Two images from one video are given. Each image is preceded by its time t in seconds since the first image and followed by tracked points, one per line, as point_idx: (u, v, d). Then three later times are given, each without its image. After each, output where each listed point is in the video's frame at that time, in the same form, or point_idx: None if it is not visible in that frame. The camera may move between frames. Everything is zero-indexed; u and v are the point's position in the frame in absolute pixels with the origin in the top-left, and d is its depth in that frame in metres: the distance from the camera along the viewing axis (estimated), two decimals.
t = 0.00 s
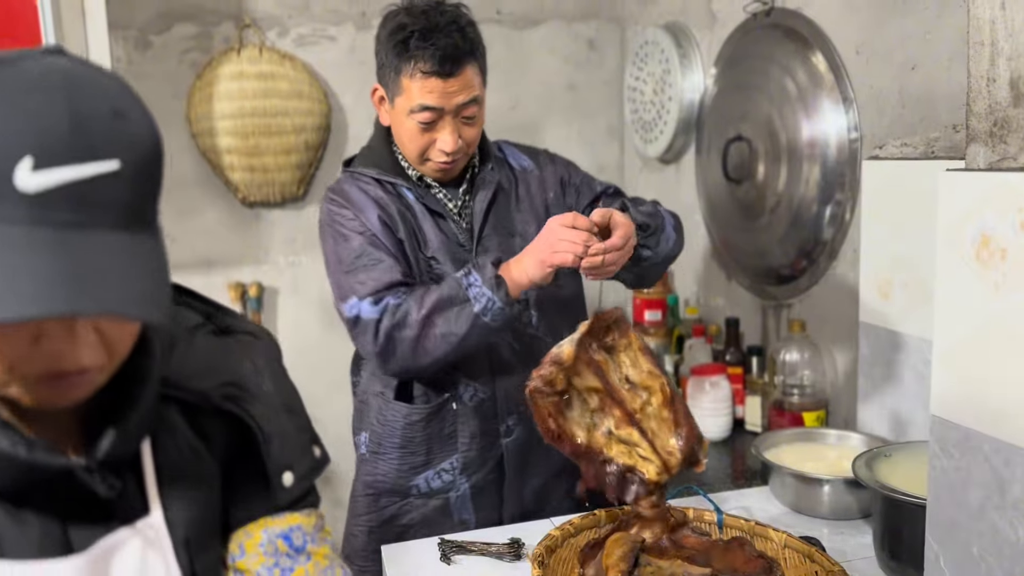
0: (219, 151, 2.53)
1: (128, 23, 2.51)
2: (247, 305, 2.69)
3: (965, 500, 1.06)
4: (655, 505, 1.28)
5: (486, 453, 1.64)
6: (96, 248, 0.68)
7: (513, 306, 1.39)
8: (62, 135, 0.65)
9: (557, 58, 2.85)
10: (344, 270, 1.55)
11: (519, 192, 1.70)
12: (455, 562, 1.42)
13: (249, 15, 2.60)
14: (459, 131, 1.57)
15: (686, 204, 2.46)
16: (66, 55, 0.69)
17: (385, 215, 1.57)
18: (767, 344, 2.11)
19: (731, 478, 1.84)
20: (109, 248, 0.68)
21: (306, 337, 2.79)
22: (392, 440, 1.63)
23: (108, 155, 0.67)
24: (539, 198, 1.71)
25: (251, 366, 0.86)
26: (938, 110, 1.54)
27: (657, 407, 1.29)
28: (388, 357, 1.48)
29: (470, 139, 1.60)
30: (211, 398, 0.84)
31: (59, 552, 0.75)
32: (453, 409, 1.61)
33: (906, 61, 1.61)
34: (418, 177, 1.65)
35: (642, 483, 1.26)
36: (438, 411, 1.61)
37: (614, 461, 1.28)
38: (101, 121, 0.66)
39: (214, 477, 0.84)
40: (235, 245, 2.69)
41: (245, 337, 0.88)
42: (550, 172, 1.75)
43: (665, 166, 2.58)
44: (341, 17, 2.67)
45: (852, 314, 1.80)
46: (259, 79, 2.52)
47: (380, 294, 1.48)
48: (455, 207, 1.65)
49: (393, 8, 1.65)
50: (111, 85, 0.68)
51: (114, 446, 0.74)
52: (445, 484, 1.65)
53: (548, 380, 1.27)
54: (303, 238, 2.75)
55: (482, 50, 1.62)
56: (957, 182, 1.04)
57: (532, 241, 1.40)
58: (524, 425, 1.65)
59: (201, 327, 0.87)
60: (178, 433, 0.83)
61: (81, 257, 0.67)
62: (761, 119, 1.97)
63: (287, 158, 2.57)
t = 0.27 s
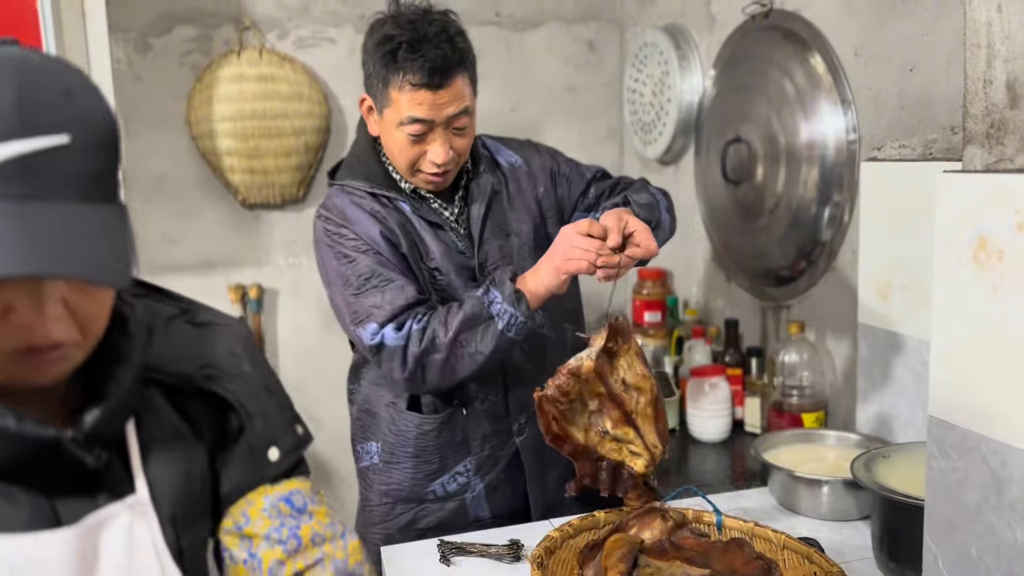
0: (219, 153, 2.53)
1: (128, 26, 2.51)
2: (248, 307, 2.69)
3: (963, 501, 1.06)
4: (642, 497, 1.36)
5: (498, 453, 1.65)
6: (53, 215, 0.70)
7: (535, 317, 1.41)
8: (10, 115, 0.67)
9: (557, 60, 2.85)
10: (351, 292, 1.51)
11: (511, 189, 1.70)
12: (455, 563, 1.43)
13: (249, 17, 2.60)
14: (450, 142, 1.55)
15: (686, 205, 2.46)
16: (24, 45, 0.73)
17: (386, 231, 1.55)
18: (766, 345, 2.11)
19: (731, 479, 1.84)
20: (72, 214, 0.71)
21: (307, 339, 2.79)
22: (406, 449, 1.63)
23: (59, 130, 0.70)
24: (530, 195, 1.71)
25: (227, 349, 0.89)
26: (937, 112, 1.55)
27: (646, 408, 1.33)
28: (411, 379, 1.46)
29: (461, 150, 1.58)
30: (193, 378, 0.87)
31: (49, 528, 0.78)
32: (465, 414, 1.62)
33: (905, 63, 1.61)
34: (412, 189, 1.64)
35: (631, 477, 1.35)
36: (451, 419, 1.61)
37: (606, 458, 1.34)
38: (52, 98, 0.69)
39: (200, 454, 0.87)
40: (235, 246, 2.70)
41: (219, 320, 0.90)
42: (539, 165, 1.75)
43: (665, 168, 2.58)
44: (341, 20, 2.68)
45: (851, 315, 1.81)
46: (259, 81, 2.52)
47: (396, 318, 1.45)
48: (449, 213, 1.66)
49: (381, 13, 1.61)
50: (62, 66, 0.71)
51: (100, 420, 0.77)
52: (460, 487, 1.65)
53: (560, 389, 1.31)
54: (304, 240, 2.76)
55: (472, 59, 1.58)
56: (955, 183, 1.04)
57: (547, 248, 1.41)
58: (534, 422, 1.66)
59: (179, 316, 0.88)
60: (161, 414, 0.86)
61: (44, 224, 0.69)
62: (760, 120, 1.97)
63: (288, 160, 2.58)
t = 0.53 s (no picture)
0: (218, 154, 2.53)
1: (128, 28, 2.51)
2: (247, 309, 2.70)
3: (960, 501, 1.06)
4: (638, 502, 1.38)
5: (500, 457, 1.66)
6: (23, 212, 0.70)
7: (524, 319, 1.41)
8: None
9: (557, 62, 2.86)
10: (350, 305, 1.50)
11: (514, 193, 1.71)
12: (454, 564, 1.43)
13: (249, 19, 2.61)
14: (463, 149, 1.54)
15: (685, 207, 2.46)
16: None
17: (388, 238, 1.54)
18: (764, 346, 2.12)
19: (730, 480, 1.84)
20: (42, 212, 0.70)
21: (306, 340, 2.80)
22: (408, 456, 1.62)
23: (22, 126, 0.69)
24: (535, 198, 1.72)
25: (201, 338, 0.87)
26: (934, 113, 1.55)
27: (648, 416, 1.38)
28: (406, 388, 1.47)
29: (473, 157, 1.57)
30: (172, 367, 0.85)
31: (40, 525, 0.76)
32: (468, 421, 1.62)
33: (902, 65, 1.62)
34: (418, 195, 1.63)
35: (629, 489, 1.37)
36: (452, 426, 1.61)
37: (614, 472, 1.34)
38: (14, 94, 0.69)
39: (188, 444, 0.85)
40: (235, 248, 2.70)
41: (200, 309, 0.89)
42: (542, 167, 1.76)
43: (664, 169, 2.59)
44: (341, 22, 2.68)
45: (849, 316, 1.81)
46: (259, 82, 2.52)
47: (393, 331, 1.44)
48: (455, 220, 1.67)
49: (397, 17, 1.59)
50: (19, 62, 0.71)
51: (87, 415, 0.76)
52: (463, 493, 1.66)
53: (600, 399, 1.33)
54: (303, 242, 2.76)
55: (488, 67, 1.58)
56: (951, 185, 1.04)
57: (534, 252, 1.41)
58: (536, 426, 1.67)
59: (150, 309, 0.87)
60: (144, 409, 0.84)
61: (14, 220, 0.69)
62: (759, 121, 1.98)
63: (287, 161, 2.58)
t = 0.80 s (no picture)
0: (218, 156, 2.54)
1: (128, 29, 2.52)
2: (247, 310, 2.70)
3: (959, 502, 1.06)
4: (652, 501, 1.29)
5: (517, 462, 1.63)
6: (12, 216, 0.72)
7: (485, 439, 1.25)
8: None
9: (556, 63, 2.86)
10: (339, 321, 1.45)
11: (533, 197, 1.70)
12: (454, 565, 1.43)
13: (249, 21, 2.61)
14: (494, 154, 1.50)
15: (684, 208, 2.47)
16: None
17: (396, 251, 1.53)
18: (763, 347, 2.12)
19: (729, 481, 1.85)
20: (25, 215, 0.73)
21: (306, 341, 2.80)
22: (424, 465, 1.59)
23: None
24: (550, 202, 1.72)
25: (196, 342, 0.90)
26: (932, 115, 1.56)
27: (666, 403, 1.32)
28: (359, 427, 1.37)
29: (503, 161, 1.54)
30: (168, 373, 0.88)
31: (46, 536, 0.79)
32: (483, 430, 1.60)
33: (901, 66, 1.62)
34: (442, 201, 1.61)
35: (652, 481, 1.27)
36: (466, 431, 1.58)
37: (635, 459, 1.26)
38: None
39: (188, 450, 0.89)
40: (234, 250, 2.70)
41: (190, 312, 0.92)
42: (557, 173, 1.76)
43: (663, 170, 2.59)
44: (340, 23, 2.68)
45: (848, 317, 1.81)
46: (259, 84, 2.52)
47: (365, 359, 1.37)
48: (475, 226, 1.63)
49: (436, 14, 1.54)
50: None
51: (94, 423, 0.79)
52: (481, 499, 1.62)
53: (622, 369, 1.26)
54: (303, 243, 2.76)
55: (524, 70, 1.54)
56: (949, 186, 1.04)
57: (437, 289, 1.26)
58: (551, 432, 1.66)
59: (141, 311, 0.89)
60: (145, 414, 0.87)
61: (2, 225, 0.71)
62: (757, 122, 1.96)
63: (287, 163, 2.58)
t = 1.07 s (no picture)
0: (218, 158, 2.53)
1: (128, 31, 2.52)
2: (247, 311, 2.70)
3: (959, 503, 1.06)
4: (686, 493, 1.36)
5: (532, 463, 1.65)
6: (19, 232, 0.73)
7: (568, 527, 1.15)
8: None
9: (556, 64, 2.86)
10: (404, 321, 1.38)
11: (546, 199, 1.70)
12: (454, 567, 1.43)
13: (248, 22, 2.61)
14: (522, 165, 1.48)
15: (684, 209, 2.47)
16: None
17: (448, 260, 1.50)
18: (764, 348, 2.11)
19: (729, 482, 1.85)
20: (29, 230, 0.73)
21: (306, 343, 2.80)
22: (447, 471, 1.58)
23: None
24: (562, 204, 1.72)
25: (196, 347, 0.91)
26: (932, 116, 1.56)
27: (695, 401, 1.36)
28: (427, 442, 1.27)
29: (530, 172, 1.52)
30: (168, 380, 0.89)
31: (49, 550, 0.79)
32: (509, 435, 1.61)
33: (900, 67, 1.62)
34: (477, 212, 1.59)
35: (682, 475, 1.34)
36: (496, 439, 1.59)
37: (661, 458, 1.32)
38: None
39: (190, 457, 0.89)
40: (235, 251, 2.70)
41: (185, 313, 0.92)
42: (566, 175, 1.78)
43: (663, 172, 2.59)
44: (340, 25, 2.68)
45: (847, 318, 1.81)
46: (258, 85, 2.52)
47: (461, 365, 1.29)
48: (503, 231, 1.63)
49: (470, 21, 1.50)
50: None
51: (99, 434, 0.80)
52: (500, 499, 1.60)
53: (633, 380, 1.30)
54: (303, 245, 2.76)
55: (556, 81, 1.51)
56: (949, 187, 1.04)
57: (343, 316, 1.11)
58: (569, 433, 1.69)
59: (139, 313, 0.91)
60: (147, 422, 0.87)
61: (7, 244, 0.72)
62: (756, 123, 1.96)
63: (287, 164, 2.58)
